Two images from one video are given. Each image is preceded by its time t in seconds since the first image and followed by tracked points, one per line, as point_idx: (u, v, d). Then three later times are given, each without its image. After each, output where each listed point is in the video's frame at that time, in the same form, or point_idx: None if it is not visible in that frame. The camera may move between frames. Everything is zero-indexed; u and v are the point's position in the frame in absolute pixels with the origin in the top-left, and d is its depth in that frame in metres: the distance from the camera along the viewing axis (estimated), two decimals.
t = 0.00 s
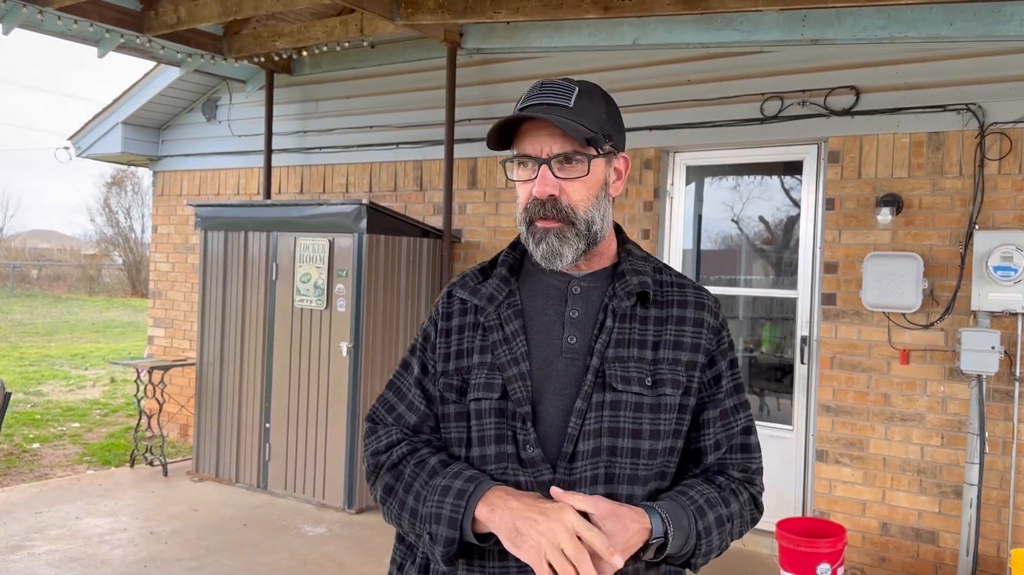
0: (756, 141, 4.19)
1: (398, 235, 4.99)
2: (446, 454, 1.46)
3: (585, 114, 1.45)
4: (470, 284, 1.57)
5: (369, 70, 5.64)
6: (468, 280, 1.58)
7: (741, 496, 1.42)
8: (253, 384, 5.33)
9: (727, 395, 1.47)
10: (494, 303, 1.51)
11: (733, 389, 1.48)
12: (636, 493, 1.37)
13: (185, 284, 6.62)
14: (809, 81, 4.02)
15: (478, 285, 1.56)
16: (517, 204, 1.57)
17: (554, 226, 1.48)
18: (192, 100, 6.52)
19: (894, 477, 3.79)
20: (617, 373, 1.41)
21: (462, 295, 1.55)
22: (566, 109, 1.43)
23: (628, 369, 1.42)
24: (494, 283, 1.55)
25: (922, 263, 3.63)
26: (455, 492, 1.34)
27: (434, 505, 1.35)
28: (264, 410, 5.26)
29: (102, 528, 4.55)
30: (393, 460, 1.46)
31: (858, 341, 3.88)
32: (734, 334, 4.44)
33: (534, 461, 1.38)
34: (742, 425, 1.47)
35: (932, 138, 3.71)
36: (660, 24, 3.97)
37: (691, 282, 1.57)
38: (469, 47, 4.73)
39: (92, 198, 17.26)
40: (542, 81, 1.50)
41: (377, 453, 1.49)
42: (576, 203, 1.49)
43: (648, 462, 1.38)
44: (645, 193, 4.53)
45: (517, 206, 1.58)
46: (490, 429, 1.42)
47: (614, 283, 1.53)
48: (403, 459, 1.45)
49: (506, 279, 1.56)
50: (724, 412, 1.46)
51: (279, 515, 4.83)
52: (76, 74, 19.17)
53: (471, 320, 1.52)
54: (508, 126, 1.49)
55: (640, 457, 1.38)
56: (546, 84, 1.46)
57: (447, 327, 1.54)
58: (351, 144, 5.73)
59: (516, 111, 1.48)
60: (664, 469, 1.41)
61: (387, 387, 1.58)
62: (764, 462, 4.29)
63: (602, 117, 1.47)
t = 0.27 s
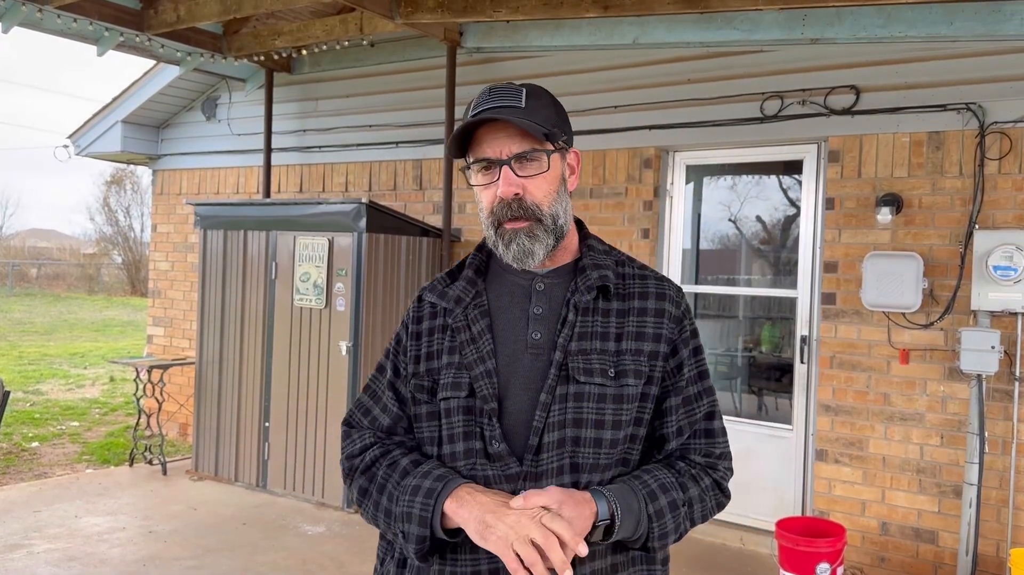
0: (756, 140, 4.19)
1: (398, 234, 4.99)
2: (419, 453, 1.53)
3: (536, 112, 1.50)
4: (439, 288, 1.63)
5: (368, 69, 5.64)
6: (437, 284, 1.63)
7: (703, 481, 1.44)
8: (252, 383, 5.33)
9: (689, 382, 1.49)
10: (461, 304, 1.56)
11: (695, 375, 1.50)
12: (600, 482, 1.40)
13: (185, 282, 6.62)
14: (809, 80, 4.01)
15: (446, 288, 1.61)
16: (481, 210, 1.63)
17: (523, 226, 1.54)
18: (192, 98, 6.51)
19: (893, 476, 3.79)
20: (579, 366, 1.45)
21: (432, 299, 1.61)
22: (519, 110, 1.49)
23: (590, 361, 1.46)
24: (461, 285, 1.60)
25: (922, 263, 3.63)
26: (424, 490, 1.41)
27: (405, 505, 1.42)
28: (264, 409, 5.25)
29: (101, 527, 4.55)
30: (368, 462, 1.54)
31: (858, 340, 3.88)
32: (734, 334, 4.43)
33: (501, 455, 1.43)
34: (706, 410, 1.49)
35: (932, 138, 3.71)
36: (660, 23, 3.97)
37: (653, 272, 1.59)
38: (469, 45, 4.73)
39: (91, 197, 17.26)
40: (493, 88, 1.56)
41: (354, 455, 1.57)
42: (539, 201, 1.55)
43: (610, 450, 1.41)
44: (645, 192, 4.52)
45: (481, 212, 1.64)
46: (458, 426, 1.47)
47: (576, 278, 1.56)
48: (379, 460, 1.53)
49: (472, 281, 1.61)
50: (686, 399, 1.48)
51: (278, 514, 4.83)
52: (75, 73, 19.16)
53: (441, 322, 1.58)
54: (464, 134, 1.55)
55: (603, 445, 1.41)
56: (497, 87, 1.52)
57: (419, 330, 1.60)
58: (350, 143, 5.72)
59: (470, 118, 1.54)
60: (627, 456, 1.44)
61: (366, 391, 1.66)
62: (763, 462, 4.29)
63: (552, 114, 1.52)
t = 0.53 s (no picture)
0: (756, 139, 4.18)
1: (398, 233, 5.00)
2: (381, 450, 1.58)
3: (483, 118, 1.52)
4: (397, 289, 1.66)
5: (368, 67, 5.63)
6: (395, 285, 1.67)
7: (652, 466, 1.50)
8: (252, 381, 5.32)
9: (639, 373, 1.55)
10: (420, 305, 1.61)
11: (645, 366, 1.56)
12: (554, 471, 1.46)
13: (184, 281, 6.62)
14: (809, 79, 4.01)
15: (404, 289, 1.65)
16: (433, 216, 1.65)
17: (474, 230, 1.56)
18: (191, 97, 6.51)
19: (892, 476, 3.79)
20: (532, 361, 1.50)
21: (391, 300, 1.65)
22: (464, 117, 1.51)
23: (543, 357, 1.51)
24: (419, 286, 1.64)
25: (922, 262, 3.63)
26: (384, 487, 1.46)
27: (368, 501, 1.47)
28: (263, 407, 5.25)
29: (99, 525, 4.55)
30: (332, 462, 1.57)
31: (857, 339, 3.87)
32: (733, 333, 4.43)
33: (460, 450, 1.48)
34: (654, 399, 1.56)
35: (932, 137, 3.70)
36: (660, 21, 3.96)
37: (604, 266, 1.64)
38: (469, 44, 4.72)
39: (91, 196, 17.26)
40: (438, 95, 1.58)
41: (318, 455, 1.60)
42: (489, 204, 1.56)
43: (564, 441, 1.47)
44: (645, 190, 4.52)
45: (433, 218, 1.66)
46: (418, 423, 1.52)
47: (528, 276, 1.61)
48: (342, 459, 1.57)
49: (430, 281, 1.65)
50: (636, 388, 1.54)
51: (276, 512, 4.83)
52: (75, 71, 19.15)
53: (401, 323, 1.62)
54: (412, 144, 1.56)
55: (557, 436, 1.47)
56: (443, 95, 1.54)
57: (379, 331, 1.65)
58: (350, 141, 5.72)
59: (418, 126, 1.55)
60: (580, 445, 1.50)
61: (330, 391, 1.70)
62: (763, 461, 4.29)
63: (498, 119, 1.55)
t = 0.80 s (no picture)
0: (756, 137, 4.17)
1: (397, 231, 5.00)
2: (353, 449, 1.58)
3: (442, 122, 1.51)
4: (364, 291, 1.64)
5: (367, 65, 5.62)
6: (361, 287, 1.65)
7: (618, 451, 1.58)
8: (251, 380, 5.32)
9: (602, 364, 1.62)
10: (387, 307, 1.59)
11: (608, 357, 1.63)
12: (526, 463, 1.51)
13: (184, 279, 6.60)
14: (809, 77, 4.00)
15: (371, 292, 1.63)
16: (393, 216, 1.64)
17: (432, 230, 1.55)
18: (191, 95, 6.50)
19: (892, 475, 3.79)
20: (502, 359, 1.53)
21: (358, 302, 1.62)
22: (424, 122, 1.50)
23: (512, 354, 1.54)
24: (386, 288, 1.62)
25: (922, 261, 3.62)
26: (357, 489, 1.46)
27: (341, 504, 1.47)
28: (263, 405, 5.24)
29: (98, 523, 4.54)
30: (305, 462, 1.57)
31: (857, 338, 3.87)
32: (733, 332, 4.43)
33: (433, 448, 1.49)
34: (617, 387, 1.63)
35: (932, 135, 3.69)
36: (660, 19, 3.94)
37: (566, 262, 1.69)
38: (468, 42, 4.71)
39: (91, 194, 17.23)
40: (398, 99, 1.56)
41: (291, 455, 1.59)
42: (448, 206, 1.56)
43: (534, 433, 1.52)
44: (645, 189, 4.51)
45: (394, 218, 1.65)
46: (389, 423, 1.52)
47: (494, 276, 1.63)
48: (314, 459, 1.56)
49: (396, 283, 1.64)
50: (600, 379, 1.62)
51: (275, 511, 4.82)
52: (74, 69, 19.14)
53: (368, 325, 1.61)
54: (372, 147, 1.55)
55: (527, 430, 1.51)
56: (403, 99, 1.53)
57: (346, 332, 1.62)
58: (350, 139, 5.70)
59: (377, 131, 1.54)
60: (549, 436, 1.56)
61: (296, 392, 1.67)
62: (762, 460, 4.28)
63: (457, 123, 1.54)
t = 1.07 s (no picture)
0: (757, 136, 4.17)
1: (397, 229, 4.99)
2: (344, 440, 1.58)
3: (415, 125, 1.51)
4: (349, 288, 1.64)
5: (367, 63, 5.61)
6: (346, 284, 1.65)
7: (607, 441, 1.57)
8: (250, 377, 5.32)
9: (584, 355, 1.61)
10: (372, 303, 1.60)
11: (589, 348, 1.62)
12: (513, 455, 1.50)
13: (183, 277, 6.60)
14: (809, 75, 4.00)
15: (356, 288, 1.63)
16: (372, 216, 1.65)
17: (405, 231, 1.55)
18: (190, 92, 6.49)
19: (892, 474, 3.78)
20: (485, 351, 1.53)
21: (343, 299, 1.63)
22: (396, 124, 1.50)
23: (494, 347, 1.54)
24: (371, 284, 1.63)
25: (922, 260, 3.61)
26: (361, 461, 1.46)
27: (344, 477, 1.46)
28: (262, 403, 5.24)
29: (97, 521, 4.54)
30: (296, 452, 1.56)
31: (857, 337, 3.86)
32: (733, 330, 4.42)
33: (425, 438, 1.50)
34: (601, 378, 1.62)
35: (933, 133, 3.69)
36: (660, 17, 3.93)
37: (547, 256, 1.69)
38: (468, 40, 4.71)
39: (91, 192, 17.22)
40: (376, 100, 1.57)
41: (279, 449, 1.58)
42: (421, 207, 1.55)
43: (520, 424, 1.52)
44: (645, 187, 4.51)
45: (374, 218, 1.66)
46: (378, 415, 1.52)
47: (476, 270, 1.62)
48: (308, 448, 1.56)
49: (381, 279, 1.64)
50: (583, 369, 1.60)
51: (274, 509, 4.82)
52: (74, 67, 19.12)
53: (354, 321, 1.61)
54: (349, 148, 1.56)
55: (512, 421, 1.51)
56: (378, 102, 1.54)
57: (333, 328, 1.63)
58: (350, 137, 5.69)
59: (354, 131, 1.55)
60: (536, 427, 1.56)
61: (283, 388, 1.67)
62: (762, 459, 4.28)
63: (433, 125, 1.54)
